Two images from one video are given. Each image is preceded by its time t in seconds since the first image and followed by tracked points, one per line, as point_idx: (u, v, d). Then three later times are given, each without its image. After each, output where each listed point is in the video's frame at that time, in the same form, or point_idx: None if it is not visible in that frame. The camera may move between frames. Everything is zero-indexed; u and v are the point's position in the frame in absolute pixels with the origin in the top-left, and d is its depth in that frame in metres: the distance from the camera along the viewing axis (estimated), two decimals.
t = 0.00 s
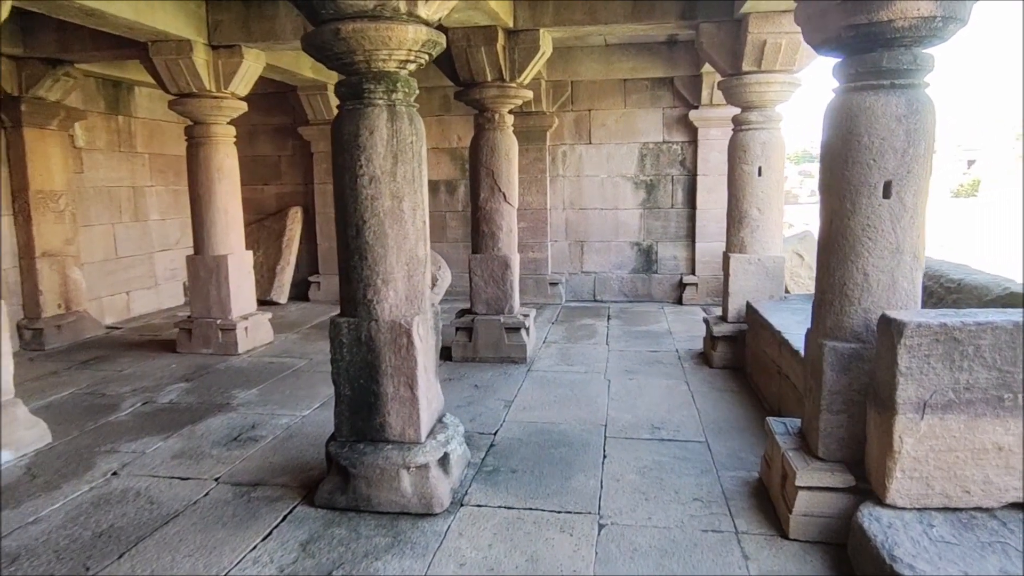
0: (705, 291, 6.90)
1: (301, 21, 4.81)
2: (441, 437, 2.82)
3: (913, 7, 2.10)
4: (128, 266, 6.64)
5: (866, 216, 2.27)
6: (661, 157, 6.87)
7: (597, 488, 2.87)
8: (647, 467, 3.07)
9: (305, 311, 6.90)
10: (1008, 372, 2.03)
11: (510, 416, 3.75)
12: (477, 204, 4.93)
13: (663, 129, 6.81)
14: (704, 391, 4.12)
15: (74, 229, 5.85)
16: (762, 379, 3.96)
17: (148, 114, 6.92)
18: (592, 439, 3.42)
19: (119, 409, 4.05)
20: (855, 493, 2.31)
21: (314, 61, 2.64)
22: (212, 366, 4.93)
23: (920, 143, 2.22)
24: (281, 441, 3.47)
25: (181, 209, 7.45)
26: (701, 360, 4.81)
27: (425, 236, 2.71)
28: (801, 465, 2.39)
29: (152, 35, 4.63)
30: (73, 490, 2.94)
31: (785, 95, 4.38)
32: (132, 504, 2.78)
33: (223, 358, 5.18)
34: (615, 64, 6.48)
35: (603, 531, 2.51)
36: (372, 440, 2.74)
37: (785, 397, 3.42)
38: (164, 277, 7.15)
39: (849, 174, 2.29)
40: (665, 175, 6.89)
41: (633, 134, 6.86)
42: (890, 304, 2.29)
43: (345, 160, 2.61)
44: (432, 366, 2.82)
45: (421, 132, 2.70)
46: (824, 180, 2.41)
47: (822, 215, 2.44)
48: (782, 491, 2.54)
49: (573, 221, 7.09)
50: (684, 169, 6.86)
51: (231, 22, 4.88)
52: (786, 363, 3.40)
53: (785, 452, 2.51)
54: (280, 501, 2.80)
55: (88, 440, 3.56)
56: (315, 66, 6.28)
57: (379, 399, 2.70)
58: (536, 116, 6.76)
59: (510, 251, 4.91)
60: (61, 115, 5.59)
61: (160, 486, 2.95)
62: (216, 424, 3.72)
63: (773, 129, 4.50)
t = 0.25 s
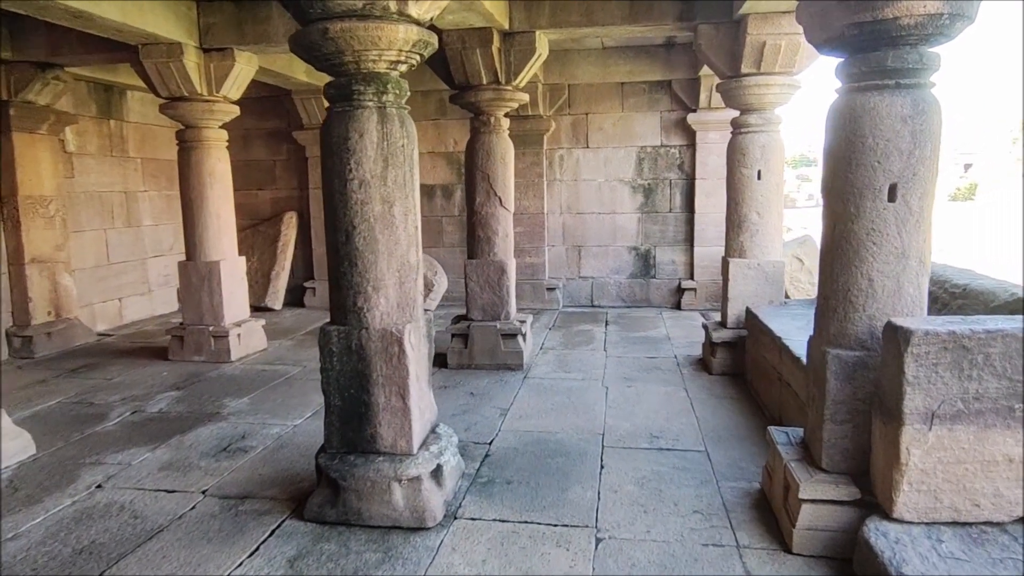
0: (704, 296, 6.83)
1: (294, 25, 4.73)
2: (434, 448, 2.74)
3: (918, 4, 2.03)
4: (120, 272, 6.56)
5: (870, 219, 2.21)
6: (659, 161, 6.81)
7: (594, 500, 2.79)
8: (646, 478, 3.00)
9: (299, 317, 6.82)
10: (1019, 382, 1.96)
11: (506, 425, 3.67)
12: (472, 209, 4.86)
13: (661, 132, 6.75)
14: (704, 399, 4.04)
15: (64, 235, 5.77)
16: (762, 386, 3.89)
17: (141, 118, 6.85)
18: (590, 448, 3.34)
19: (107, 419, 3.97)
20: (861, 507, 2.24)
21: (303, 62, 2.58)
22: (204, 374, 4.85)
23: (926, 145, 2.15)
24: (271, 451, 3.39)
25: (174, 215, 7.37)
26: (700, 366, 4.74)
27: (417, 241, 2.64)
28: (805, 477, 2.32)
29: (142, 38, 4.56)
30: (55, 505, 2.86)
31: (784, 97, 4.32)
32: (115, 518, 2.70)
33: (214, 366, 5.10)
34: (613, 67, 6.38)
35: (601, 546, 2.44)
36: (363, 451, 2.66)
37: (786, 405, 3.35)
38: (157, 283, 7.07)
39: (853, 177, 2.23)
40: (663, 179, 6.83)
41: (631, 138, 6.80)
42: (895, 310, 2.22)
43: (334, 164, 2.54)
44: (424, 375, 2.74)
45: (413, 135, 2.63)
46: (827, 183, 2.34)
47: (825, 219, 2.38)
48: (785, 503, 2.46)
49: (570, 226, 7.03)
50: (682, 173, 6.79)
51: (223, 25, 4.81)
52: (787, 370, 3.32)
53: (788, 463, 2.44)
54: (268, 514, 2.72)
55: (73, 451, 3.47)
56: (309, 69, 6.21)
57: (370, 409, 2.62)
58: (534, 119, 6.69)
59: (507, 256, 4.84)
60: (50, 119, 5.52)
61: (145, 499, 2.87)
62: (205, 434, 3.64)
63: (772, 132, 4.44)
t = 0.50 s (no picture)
0: (707, 300, 6.77)
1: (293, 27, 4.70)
2: (431, 457, 2.68)
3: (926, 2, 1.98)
4: (118, 277, 6.52)
5: (877, 223, 2.15)
6: (661, 164, 6.76)
7: (594, 510, 2.73)
8: (648, 487, 2.93)
9: (298, 322, 6.77)
10: None
11: (505, 433, 3.61)
12: (472, 213, 4.81)
13: (663, 136, 6.70)
14: (707, 405, 3.98)
15: (61, 240, 5.73)
16: (766, 393, 3.83)
17: (140, 123, 6.82)
18: (590, 457, 3.28)
19: (101, 426, 3.92)
20: (868, 518, 2.17)
21: (297, 64, 2.53)
22: (201, 380, 4.79)
23: (935, 147, 2.09)
24: (266, 460, 3.33)
25: (173, 219, 7.33)
26: (703, 372, 4.67)
27: (413, 246, 2.58)
28: (811, 487, 2.25)
29: (139, 42, 4.53)
30: (45, 516, 2.80)
31: (787, 100, 4.27)
32: (105, 530, 2.65)
33: (212, 372, 5.05)
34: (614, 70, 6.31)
35: (601, 558, 2.37)
36: (358, 461, 2.60)
37: (790, 412, 3.29)
38: (155, 289, 7.03)
39: (859, 180, 2.17)
40: (665, 183, 6.78)
41: (632, 141, 6.75)
42: (903, 317, 2.16)
43: (329, 167, 2.49)
44: (421, 382, 2.68)
45: (409, 138, 2.57)
46: (832, 186, 2.28)
47: (830, 223, 2.32)
48: (790, 515, 2.40)
49: (571, 230, 6.97)
50: (684, 177, 6.74)
51: (221, 28, 4.78)
52: (791, 377, 3.26)
53: (793, 473, 2.37)
54: (262, 526, 2.67)
55: (65, 460, 3.42)
56: (309, 73, 6.18)
57: (366, 418, 2.56)
58: (535, 123, 6.65)
59: (507, 261, 4.78)
60: (48, 123, 5.49)
61: (137, 510, 2.82)
62: (199, 442, 3.59)
63: (776, 135, 4.39)
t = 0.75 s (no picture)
0: (718, 308, 6.65)
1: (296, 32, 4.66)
2: (431, 473, 2.59)
3: None
4: (122, 285, 6.49)
5: (896, 231, 2.05)
6: (670, 170, 6.66)
7: (600, 528, 2.63)
8: (656, 504, 2.83)
9: (302, 330, 6.71)
10: None
11: (509, 446, 3.51)
12: (477, 220, 4.73)
13: (673, 141, 6.60)
14: (717, 417, 3.87)
15: (64, 248, 5.70)
16: (779, 405, 3.71)
17: (145, 130, 6.80)
18: (596, 471, 3.18)
19: (99, 437, 3.86)
20: (888, 542, 2.06)
21: (293, 67, 2.45)
22: (202, 390, 4.73)
23: (957, 151, 1.99)
24: (265, 473, 3.25)
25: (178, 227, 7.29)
26: (713, 383, 4.56)
27: (413, 255, 2.50)
28: (827, 508, 2.14)
29: (141, 48, 4.48)
30: (36, 531, 2.74)
31: (800, 104, 4.17)
32: (96, 547, 2.58)
33: (213, 381, 4.99)
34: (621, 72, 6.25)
35: None
36: (355, 476, 2.51)
37: (804, 426, 3.18)
38: (160, 296, 6.99)
39: (877, 186, 2.07)
40: (675, 189, 6.68)
41: (641, 147, 6.66)
42: (925, 330, 2.05)
43: (326, 174, 2.42)
44: (421, 396, 2.60)
45: (409, 144, 2.49)
46: (849, 193, 2.18)
47: (846, 231, 2.22)
48: (805, 535, 2.29)
49: (579, 237, 6.88)
50: (694, 183, 6.64)
51: (223, 34, 4.73)
52: (805, 389, 3.15)
53: (807, 492, 2.26)
54: (256, 543, 2.58)
55: (60, 473, 3.36)
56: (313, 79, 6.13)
57: (363, 432, 2.48)
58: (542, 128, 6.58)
59: (512, 269, 4.70)
60: (52, 131, 5.46)
61: (129, 526, 2.75)
62: (197, 454, 3.52)
63: (788, 140, 4.29)
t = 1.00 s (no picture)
0: (734, 317, 6.53)
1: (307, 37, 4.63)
2: (437, 490, 2.51)
3: None
4: (134, 291, 6.49)
5: (923, 242, 1.94)
6: (685, 177, 6.56)
7: (611, 548, 2.54)
8: (669, 522, 2.73)
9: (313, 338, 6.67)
10: None
11: (519, 460, 3.43)
12: (488, 228, 4.66)
13: (688, 147, 6.50)
14: (733, 431, 3.76)
15: (77, 254, 5.70)
16: (797, 419, 3.60)
17: (159, 137, 6.81)
18: (608, 487, 3.09)
19: (104, 446, 3.82)
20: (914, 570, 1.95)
21: (297, 73, 2.40)
22: (210, 399, 4.69)
23: (988, 158, 1.89)
24: (269, 486, 3.19)
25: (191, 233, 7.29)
26: (729, 395, 4.45)
27: (419, 265, 2.43)
28: (849, 533, 2.03)
29: (152, 55, 4.47)
30: (35, 544, 2.69)
31: (819, 109, 4.06)
32: (94, 563, 2.52)
33: (222, 389, 4.95)
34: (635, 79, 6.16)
35: None
36: (358, 493, 2.44)
37: (824, 442, 3.07)
38: (171, 302, 6.99)
39: (903, 195, 1.97)
40: (690, 196, 6.57)
41: (655, 153, 6.57)
42: (954, 347, 1.94)
43: (329, 182, 2.35)
44: (426, 410, 2.52)
45: (415, 151, 2.43)
46: (872, 202, 2.09)
47: (869, 241, 2.12)
48: (825, 561, 2.18)
49: (593, 244, 6.79)
50: (709, 190, 6.53)
51: (234, 40, 4.71)
52: (825, 404, 3.04)
53: (829, 515, 2.16)
54: (257, 559, 2.52)
55: (64, 483, 3.32)
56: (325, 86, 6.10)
57: (366, 447, 2.41)
58: (555, 134, 6.51)
59: (524, 278, 4.62)
60: (65, 138, 5.47)
61: (129, 540, 2.69)
62: (202, 466, 3.47)
63: (806, 146, 4.18)
